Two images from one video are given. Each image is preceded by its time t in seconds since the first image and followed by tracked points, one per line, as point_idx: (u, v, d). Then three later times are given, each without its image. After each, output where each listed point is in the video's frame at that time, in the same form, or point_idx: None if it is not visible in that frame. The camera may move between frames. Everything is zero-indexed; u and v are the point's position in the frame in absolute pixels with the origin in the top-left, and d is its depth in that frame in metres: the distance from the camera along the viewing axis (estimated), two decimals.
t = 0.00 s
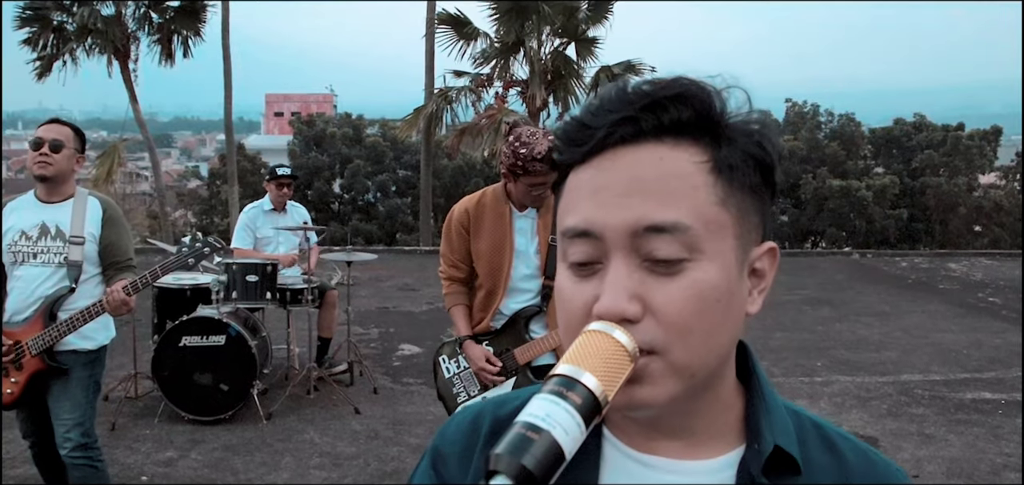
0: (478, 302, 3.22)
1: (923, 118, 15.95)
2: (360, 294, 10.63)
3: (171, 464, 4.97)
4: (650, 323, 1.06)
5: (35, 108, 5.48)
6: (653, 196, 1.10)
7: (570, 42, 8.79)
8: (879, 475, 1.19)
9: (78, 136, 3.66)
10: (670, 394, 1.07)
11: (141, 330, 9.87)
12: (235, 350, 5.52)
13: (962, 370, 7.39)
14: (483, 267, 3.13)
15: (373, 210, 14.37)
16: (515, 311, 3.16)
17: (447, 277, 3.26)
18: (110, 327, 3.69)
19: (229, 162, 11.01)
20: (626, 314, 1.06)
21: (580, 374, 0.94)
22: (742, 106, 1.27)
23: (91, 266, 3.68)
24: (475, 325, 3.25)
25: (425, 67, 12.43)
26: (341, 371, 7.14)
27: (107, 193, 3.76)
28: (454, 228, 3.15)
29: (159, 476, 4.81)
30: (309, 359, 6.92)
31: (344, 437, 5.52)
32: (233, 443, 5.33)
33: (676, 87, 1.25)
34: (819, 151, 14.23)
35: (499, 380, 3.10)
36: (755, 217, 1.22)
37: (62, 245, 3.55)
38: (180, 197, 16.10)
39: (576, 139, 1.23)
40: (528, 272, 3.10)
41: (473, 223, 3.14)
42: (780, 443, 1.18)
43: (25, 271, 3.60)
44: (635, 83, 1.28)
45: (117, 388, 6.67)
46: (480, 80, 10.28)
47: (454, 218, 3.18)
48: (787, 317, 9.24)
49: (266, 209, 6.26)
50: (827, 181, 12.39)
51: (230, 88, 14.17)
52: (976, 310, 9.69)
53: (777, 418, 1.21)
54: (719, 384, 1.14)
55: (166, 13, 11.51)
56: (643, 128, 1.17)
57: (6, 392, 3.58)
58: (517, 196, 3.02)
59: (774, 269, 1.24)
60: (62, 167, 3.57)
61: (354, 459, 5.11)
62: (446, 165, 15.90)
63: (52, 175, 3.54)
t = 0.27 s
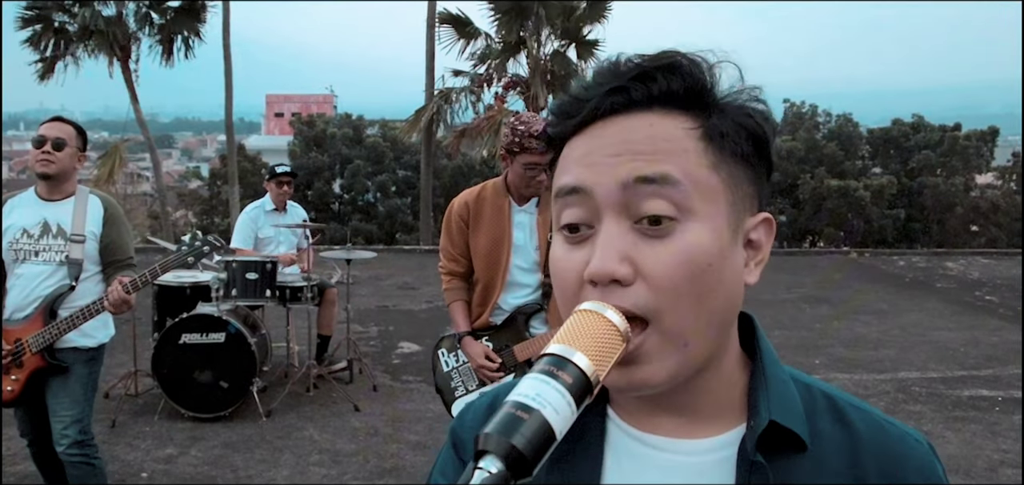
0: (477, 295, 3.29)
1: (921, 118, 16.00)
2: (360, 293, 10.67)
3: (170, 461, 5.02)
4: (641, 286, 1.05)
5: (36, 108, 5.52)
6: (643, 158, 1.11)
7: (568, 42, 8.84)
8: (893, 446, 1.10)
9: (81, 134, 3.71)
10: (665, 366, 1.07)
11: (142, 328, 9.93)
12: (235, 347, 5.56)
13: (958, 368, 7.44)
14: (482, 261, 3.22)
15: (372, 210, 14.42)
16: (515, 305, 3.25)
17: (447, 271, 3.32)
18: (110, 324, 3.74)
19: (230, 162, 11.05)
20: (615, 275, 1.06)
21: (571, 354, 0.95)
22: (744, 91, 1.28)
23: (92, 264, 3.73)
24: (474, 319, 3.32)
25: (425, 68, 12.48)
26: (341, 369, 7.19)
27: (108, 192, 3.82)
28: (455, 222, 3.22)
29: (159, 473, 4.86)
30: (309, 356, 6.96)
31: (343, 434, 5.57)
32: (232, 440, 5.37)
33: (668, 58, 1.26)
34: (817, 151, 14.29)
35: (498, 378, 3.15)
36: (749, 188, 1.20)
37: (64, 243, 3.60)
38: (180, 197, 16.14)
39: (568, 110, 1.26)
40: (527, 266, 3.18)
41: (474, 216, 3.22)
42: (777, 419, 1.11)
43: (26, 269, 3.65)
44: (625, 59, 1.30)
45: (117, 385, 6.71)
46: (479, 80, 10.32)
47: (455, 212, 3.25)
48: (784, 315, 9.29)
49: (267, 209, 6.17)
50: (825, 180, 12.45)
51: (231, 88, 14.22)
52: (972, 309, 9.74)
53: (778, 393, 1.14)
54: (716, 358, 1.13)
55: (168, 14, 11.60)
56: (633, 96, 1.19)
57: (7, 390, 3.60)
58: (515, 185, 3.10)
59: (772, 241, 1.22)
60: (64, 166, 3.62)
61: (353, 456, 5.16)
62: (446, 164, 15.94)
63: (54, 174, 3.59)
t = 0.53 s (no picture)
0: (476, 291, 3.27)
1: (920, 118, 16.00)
2: (359, 292, 10.66)
3: (170, 459, 5.05)
4: (649, 265, 1.10)
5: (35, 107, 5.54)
6: (650, 142, 1.16)
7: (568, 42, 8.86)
8: (912, 424, 1.10)
9: (78, 129, 3.73)
10: (672, 344, 1.11)
11: (140, 326, 9.93)
12: (234, 346, 5.58)
13: (957, 366, 7.46)
14: (480, 257, 3.18)
15: (372, 210, 14.40)
16: (514, 300, 3.23)
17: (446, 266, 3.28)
18: (107, 320, 3.74)
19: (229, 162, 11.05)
20: (622, 254, 1.11)
21: (570, 340, 1.03)
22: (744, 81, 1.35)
23: (90, 260, 3.74)
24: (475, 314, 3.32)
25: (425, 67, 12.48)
26: (340, 367, 7.21)
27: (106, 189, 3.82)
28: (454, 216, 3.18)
29: (158, 471, 4.88)
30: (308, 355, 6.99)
31: (342, 432, 5.59)
32: (232, 438, 5.40)
33: (671, 55, 1.33)
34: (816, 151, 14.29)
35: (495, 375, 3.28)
36: (755, 173, 1.25)
37: (61, 239, 3.60)
38: (180, 197, 16.12)
39: (577, 103, 1.33)
40: (525, 261, 3.16)
41: (472, 211, 3.18)
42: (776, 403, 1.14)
43: (23, 266, 3.65)
44: (630, 54, 1.37)
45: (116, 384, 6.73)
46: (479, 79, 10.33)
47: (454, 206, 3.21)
48: (783, 314, 9.31)
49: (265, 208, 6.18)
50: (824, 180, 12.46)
51: (230, 88, 14.20)
52: (971, 307, 9.77)
53: (786, 380, 1.17)
54: (724, 339, 1.17)
55: (167, 13, 11.59)
56: (641, 86, 1.26)
57: (4, 386, 3.63)
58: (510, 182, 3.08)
59: (779, 227, 1.26)
60: (61, 162, 3.63)
61: (352, 454, 5.18)
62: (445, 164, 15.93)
63: (52, 170, 3.60)
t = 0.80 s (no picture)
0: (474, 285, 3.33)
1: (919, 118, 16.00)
2: (358, 290, 10.64)
3: (168, 456, 5.04)
4: (661, 244, 1.10)
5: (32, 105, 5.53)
6: (665, 124, 1.17)
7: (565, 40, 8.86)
8: (931, 405, 1.09)
9: (70, 125, 3.72)
10: (684, 324, 1.11)
11: (139, 323, 9.92)
12: (232, 343, 5.57)
13: (956, 364, 7.46)
14: (477, 249, 3.27)
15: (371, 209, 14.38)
16: (511, 295, 3.29)
17: (446, 261, 3.36)
18: (105, 317, 3.76)
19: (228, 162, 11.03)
20: (634, 232, 1.11)
21: (578, 321, 1.02)
22: (768, 65, 1.35)
23: (86, 257, 3.75)
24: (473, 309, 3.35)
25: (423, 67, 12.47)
26: (338, 365, 7.20)
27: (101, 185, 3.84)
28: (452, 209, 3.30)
29: (156, 468, 4.87)
30: (307, 352, 6.98)
31: (341, 430, 5.58)
32: (230, 436, 5.39)
33: (691, 36, 1.33)
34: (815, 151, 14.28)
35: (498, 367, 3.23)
36: (773, 159, 1.24)
37: (59, 237, 3.60)
38: (178, 197, 16.09)
39: (598, 85, 1.33)
40: (522, 253, 3.24)
41: (470, 204, 3.29)
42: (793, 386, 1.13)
43: (17, 265, 3.65)
44: (652, 37, 1.37)
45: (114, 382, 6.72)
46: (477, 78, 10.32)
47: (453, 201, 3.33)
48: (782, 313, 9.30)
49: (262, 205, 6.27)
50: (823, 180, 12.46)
51: (228, 88, 14.18)
52: (970, 305, 9.77)
53: (804, 361, 1.16)
54: (737, 322, 1.17)
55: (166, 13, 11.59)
56: (659, 66, 1.25)
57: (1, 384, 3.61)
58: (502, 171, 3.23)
59: (798, 214, 1.25)
60: (53, 157, 3.61)
61: (351, 451, 5.17)
62: (444, 164, 15.92)
63: (44, 165, 3.58)
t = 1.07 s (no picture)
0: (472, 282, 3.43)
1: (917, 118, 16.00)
2: (357, 289, 10.64)
3: (167, 452, 5.04)
4: (652, 212, 1.10)
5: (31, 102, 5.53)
6: (664, 91, 1.17)
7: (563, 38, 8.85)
8: (919, 392, 1.11)
9: (69, 118, 3.67)
10: (670, 293, 1.10)
11: (139, 321, 9.92)
12: (231, 340, 5.57)
13: (954, 361, 7.47)
14: (475, 245, 3.38)
15: (371, 209, 14.38)
16: (508, 291, 3.38)
17: (444, 258, 3.47)
18: (103, 311, 3.79)
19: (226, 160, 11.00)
20: (625, 198, 1.11)
21: (565, 294, 1.02)
22: (774, 48, 1.35)
23: (84, 254, 3.78)
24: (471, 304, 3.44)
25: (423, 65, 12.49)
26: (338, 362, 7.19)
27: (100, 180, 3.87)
28: (450, 206, 3.40)
29: (156, 464, 4.88)
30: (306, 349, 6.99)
31: (340, 426, 5.58)
32: (229, 433, 5.39)
33: (698, 11, 1.32)
34: (813, 150, 14.28)
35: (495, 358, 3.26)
36: (771, 139, 1.24)
37: (57, 232, 3.60)
38: (180, 197, 16.08)
39: (601, 52, 1.32)
40: (518, 249, 3.35)
41: (468, 202, 3.41)
42: (791, 364, 1.13)
43: (15, 258, 3.65)
44: (656, 10, 1.37)
45: (113, 379, 6.72)
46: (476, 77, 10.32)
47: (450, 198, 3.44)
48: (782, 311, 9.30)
49: (260, 203, 6.38)
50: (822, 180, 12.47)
51: (228, 88, 14.20)
52: (969, 304, 9.79)
53: (796, 344, 1.17)
54: (729, 298, 1.18)
55: (166, 12, 11.60)
56: (665, 37, 1.25)
57: None
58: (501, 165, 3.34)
59: (794, 200, 1.26)
60: (51, 150, 3.59)
61: (350, 448, 5.17)
62: (444, 163, 15.92)
63: (42, 159, 3.57)
